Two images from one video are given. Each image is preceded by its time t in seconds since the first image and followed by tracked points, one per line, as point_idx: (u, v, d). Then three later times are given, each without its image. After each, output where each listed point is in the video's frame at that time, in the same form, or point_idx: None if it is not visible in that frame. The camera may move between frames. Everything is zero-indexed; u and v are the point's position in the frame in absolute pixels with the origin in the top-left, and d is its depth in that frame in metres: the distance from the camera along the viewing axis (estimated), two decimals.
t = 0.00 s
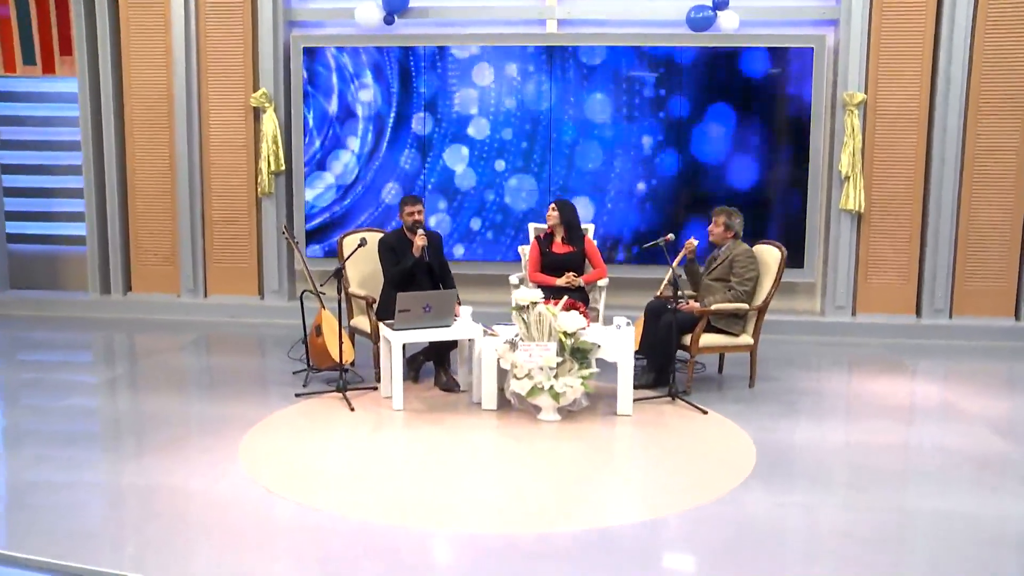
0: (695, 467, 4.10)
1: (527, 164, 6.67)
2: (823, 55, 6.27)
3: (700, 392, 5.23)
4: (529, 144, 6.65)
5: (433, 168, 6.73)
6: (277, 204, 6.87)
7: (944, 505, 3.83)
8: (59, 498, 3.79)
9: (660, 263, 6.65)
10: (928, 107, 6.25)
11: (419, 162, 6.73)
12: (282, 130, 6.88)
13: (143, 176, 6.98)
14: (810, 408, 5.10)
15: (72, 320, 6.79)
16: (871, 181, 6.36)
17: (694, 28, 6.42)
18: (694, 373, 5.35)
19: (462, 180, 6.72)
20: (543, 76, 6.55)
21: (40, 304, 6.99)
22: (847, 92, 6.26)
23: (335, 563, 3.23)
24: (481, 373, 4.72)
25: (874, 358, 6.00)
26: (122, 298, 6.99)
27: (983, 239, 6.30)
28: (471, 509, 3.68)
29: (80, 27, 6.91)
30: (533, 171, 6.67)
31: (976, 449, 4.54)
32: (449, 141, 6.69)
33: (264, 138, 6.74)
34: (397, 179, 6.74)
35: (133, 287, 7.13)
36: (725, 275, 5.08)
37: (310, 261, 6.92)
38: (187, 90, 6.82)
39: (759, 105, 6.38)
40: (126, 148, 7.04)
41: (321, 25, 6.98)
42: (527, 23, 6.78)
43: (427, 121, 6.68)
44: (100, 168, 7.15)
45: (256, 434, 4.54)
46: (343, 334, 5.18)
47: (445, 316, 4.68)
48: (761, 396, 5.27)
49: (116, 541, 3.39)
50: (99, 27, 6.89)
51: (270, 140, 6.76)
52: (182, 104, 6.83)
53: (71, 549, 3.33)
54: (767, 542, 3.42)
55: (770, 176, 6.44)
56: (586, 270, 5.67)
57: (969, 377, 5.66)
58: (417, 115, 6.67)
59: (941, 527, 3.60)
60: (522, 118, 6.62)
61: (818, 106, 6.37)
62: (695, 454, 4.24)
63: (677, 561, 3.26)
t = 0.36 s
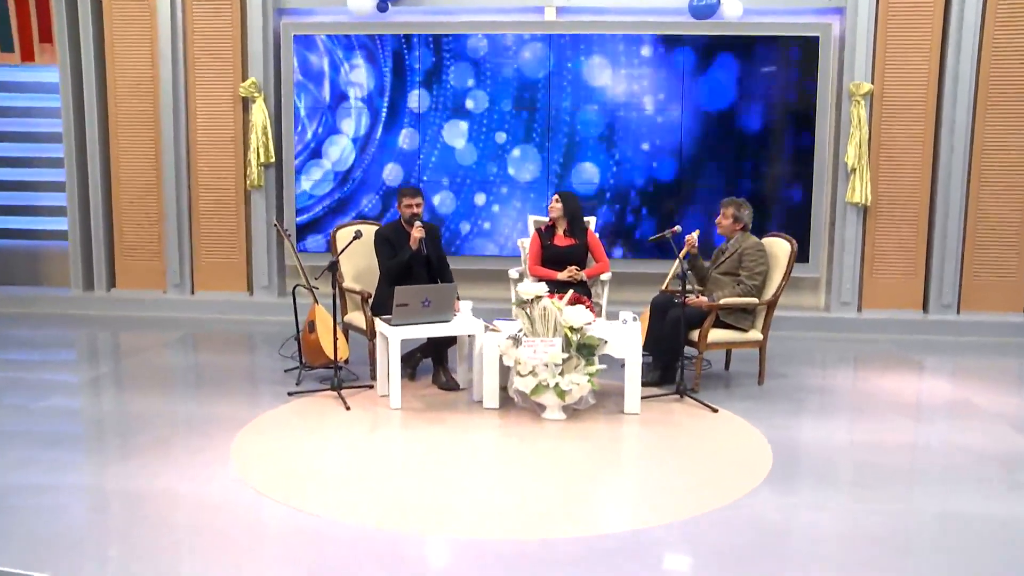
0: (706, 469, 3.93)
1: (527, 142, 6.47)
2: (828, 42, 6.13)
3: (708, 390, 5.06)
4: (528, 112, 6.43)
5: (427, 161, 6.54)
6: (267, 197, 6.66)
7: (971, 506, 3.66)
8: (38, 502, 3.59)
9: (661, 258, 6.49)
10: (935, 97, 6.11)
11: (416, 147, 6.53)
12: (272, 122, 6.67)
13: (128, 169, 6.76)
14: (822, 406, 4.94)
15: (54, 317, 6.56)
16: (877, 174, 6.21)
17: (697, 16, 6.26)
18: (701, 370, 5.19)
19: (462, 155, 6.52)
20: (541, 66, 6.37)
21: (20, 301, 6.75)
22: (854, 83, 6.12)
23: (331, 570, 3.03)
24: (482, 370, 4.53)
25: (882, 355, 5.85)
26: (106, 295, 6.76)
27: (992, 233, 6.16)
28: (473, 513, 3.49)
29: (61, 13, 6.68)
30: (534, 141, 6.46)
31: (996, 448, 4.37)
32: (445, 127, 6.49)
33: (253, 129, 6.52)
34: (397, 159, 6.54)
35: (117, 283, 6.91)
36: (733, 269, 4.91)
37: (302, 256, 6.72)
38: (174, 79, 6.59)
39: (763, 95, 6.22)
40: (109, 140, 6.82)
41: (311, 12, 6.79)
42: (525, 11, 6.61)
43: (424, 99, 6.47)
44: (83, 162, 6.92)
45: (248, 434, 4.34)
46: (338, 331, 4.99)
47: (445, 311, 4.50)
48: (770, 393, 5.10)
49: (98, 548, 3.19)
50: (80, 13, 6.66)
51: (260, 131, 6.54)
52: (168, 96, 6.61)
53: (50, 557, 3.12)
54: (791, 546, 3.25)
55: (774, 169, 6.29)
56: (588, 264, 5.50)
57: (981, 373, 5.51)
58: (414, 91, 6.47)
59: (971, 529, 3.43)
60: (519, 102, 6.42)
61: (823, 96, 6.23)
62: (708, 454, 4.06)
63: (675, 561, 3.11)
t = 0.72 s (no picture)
0: (714, 469, 3.74)
1: (524, 110, 6.26)
2: (828, 30, 5.99)
3: (711, 387, 4.89)
4: (522, 79, 6.22)
5: (418, 151, 6.34)
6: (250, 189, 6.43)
7: (995, 506, 3.50)
8: (11, 507, 3.36)
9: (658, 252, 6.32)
10: (939, 86, 5.96)
11: (411, 125, 6.32)
12: (257, 112, 6.45)
13: (106, 161, 6.52)
14: (829, 403, 4.77)
15: (29, 313, 6.30)
16: (879, 166, 6.06)
17: (694, 4, 6.28)
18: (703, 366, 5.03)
19: (458, 129, 6.31)
20: (532, 55, 6.19)
21: None
22: (855, 72, 5.96)
23: None
24: (479, 367, 4.34)
25: (886, 350, 5.70)
26: (84, 290, 6.51)
27: (996, 225, 6.02)
28: (470, 516, 3.29)
29: None
30: (531, 109, 6.26)
31: (1013, 445, 4.22)
32: (439, 100, 6.28)
33: (237, 119, 6.30)
34: (392, 139, 6.33)
35: (95, 279, 6.66)
36: (737, 262, 4.75)
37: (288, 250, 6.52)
38: (153, 67, 6.36)
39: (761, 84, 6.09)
40: (86, 131, 6.57)
41: None
42: None
43: (416, 73, 6.26)
44: (59, 153, 6.68)
45: (232, 435, 4.12)
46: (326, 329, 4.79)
47: (440, 304, 4.31)
48: (776, 390, 4.93)
49: (75, 556, 2.97)
50: None
51: (244, 121, 6.32)
52: (148, 85, 6.35)
53: (23, 567, 2.89)
54: (812, 549, 3.07)
55: (772, 159, 6.15)
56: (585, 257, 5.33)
57: (989, 368, 5.36)
58: (405, 66, 6.26)
59: (998, 530, 3.26)
60: (513, 70, 6.21)
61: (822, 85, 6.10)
62: (716, 454, 3.88)
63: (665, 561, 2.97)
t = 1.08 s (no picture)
0: (726, 469, 3.56)
1: (520, 74, 6.06)
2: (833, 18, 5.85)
3: (717, 384, 4.70)
4: (517, 45, 6.02)
5: (411, 142, 6.16)
6: (235, 182, 6.20)
7: None
8: None
9: (658, 246, 6.15)
10: (946, 73, 5.80)
11: (406, 100, 6.11)
12: (244, 101, 6.22)
13: (87, 153, 6.28)
14: (841, 399, 4.60)
15: (6, 310, 6.06)
16: (884, 156, 5.90)
17: None
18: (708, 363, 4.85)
19: (454, 100, 6.10)
20: (527, 42, 6.02)
21: None
22: (860, 59, 5.79)
23: None
24: (478, 364, 4.14)
25: (894, 346, 5.54)
26: (63, 286, 6.27)
27: (1003, 216, 5.87)
28: (472, 520, 3.09)
29: None
30: (529, 74, 6.06)
31: None
32: (434, 72, 6.08)
33: (222, 108, 6.06)
34: (388, 115, 6.13)
35: (75, 274, 6.41)
36: (745, 254, 4.57)
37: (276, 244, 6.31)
38: (135, 53, 6.11)
39: (762, 74, 5.93)
40: (65, 122, 6.33)
41: None
42: None
43: (409, 46, 6.06)
44: (37, 145, 6.43)
45: (218, 436, 3.91)
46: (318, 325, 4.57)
47: (436, 298, 4.11)
48: (784, 386, 4.76)
49: (49, 566, 2.75)
50: None
51: (230, 110, 6.08)
52: (129, 73, 6.12)
53: None
54: (840, 554, 2.89)
55: (774, 151, 6.00)
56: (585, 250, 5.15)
57: (1000, 364, 5.20)
58: (398, 38, 6.05)
59: None
60: (508, 35, 6.01)
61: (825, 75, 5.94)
62: (728, 455, 3.71)
63: (656, 560, 2.82)
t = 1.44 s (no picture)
0: (741, 468, 3.38)
1: (517, 38, 5.85)
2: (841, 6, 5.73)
3: (726, 380, 4.52)
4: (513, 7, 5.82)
5: (405, 130, 5.97)
6: (224, 172, 5.96)
7: None
8: None
9: (660, 237, 5.98)
10: (958, 59, 5.63)
11: (404, 73, 5.91)
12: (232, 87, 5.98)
13: (68, 142, 6.04)
14: (855, 396, 4.42)
15: None
16: (893, 146, 5.72)
17: None
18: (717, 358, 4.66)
19: (451, 71, 5.90)
20: (524, 22, 5.83)
21: None
22: (871, 46, 5.59)
23: None
24: (478, 359, 3.94)
25: (905, 341, 5.36)
26: (44, 280, 6.03)
27: (1016, 207, 5.70)
28: (475, 522, 2.90)
29: None
30: (527, 38, 5.85)
31: None
32: (429, 43, 5.86)
33: (210, 95, 5.81)
34: (386, 89, 5.93)
35: (56, 267, 6.18)
36: (756, 245, 4.40)
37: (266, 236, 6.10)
38: (118, 37, 5.85)
39: (765, 61, 5.77)
40: (46, 110, 6.08)
41: None
42: None
43: (400, 15, 5.84)
44: (16, 133, 6.17)
45: (205, 435, 3.71)
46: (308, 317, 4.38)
47: (434, 290, 3.91)
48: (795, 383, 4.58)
49: None
50: None
51: (217, 98, 5.83)
52: (112, 60, 5.86)
53: None
54: (872, 561, 2.70)
55: (778, 140, 5.83)
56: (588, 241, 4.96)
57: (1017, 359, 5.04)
58: (389, 7, 5.83)
59: None
60: None
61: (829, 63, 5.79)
62: (744, 454, 3.52)
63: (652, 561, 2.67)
